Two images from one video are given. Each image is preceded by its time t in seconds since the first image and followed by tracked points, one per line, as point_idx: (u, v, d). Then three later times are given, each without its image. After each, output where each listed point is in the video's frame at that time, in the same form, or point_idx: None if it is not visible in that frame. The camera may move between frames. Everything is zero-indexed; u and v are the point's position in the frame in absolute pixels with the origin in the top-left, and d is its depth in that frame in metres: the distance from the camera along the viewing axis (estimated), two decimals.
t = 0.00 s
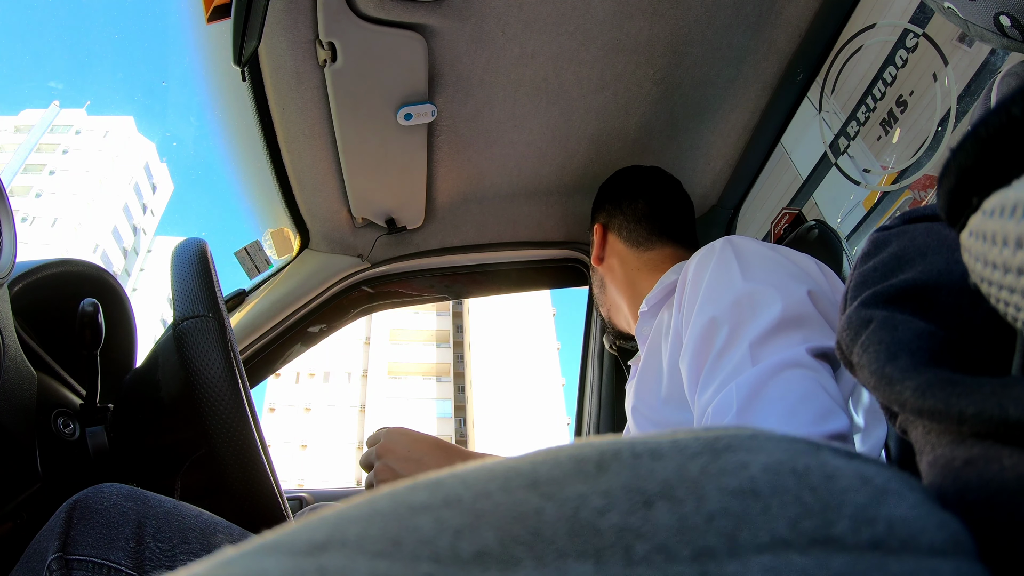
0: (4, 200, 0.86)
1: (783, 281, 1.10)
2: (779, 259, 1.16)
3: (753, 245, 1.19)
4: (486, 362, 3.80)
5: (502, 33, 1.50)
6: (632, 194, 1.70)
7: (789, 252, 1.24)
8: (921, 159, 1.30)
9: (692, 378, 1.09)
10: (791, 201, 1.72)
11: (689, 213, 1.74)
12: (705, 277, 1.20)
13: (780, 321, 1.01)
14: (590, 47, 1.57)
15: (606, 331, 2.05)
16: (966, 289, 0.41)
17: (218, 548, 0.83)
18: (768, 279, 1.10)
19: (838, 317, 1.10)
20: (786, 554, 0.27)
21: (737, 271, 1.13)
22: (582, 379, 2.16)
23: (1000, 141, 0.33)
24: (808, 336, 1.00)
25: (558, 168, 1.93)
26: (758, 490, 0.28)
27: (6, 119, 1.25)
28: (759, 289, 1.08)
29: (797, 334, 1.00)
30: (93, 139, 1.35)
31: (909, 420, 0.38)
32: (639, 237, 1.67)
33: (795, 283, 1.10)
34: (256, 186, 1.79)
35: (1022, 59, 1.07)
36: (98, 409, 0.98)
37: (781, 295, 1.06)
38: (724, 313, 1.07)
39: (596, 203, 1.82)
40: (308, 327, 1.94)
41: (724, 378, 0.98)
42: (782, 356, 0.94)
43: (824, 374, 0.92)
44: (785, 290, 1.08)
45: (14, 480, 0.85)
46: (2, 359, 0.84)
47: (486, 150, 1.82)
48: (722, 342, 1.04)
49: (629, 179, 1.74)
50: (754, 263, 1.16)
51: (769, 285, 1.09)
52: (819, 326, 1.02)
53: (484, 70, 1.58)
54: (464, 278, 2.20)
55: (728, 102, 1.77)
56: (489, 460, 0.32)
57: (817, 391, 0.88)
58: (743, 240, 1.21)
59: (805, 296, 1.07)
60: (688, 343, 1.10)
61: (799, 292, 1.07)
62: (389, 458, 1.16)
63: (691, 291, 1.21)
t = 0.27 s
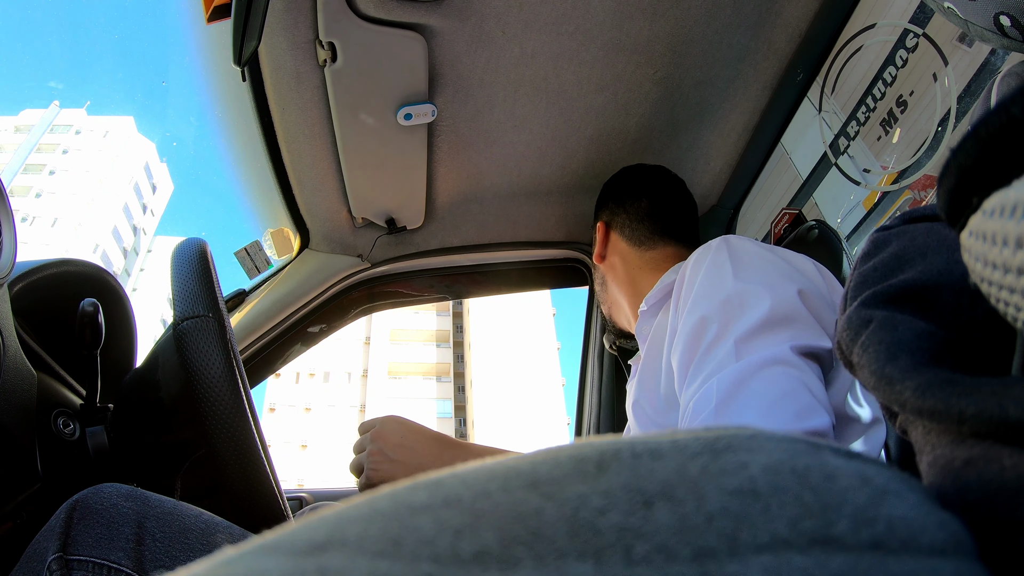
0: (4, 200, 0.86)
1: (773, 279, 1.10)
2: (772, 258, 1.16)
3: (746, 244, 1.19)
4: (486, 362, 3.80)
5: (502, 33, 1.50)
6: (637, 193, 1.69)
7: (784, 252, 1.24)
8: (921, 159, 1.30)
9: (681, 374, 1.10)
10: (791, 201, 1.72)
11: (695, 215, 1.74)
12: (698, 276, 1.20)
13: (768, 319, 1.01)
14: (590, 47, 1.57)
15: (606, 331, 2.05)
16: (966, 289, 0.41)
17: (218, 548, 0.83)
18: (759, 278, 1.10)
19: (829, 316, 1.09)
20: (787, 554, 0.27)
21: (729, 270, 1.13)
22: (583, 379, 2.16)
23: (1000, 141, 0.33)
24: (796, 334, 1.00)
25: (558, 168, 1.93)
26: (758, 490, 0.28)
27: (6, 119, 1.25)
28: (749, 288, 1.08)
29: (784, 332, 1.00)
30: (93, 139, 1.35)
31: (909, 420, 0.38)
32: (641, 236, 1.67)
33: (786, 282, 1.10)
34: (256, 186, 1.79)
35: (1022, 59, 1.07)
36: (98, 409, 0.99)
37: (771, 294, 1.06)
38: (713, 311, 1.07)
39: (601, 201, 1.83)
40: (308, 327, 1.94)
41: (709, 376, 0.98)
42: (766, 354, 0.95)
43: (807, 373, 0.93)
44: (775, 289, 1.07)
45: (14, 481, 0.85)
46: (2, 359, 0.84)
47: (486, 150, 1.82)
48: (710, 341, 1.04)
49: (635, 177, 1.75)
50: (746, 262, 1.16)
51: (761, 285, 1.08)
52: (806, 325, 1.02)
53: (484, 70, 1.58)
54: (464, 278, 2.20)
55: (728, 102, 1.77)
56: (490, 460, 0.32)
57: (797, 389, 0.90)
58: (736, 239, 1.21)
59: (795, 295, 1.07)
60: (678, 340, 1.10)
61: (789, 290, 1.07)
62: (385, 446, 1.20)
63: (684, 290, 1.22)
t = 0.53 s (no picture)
0: (4, 200, 0.86)
1: (743, 280, 1.09)
2: (748, 259, 1.14)
3: (722, 244, 1.17)
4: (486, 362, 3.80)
5: (502, 33, 1.49)
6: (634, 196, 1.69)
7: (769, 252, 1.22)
8: (921, 159, 1.30)
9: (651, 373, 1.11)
10: (791, 201, 1.72)
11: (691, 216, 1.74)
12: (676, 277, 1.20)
13: (728, 320, 1.01)
14: (590, 47, 1.56)
15: (606, 331, 2.05)
16: (966, 289, 0.41)
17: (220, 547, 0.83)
18: (727, 279, 1.09)
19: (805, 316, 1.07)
20: (787, 554, 0.27)
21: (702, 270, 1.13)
22: (583, 379, 2.17)
23: (999, 140, 0.33)
24: (757, 335, 0.99)
25: (558, 168, 1.93)
26: (758, 490, 0.28)
27: (6, 119, 1.26)
28: (715, 291, 1.07)
29: (744, 333, 0.99)
30: (93, 139, 1.36)
31: (909, 421, 0.37)
32: (636, 237, 1.66)
33: (757, 283, 1.09)
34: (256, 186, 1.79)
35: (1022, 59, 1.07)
36: (98, 409, 0.98)
37: (737, 295, 1.05)
38: (680, 311, 1.07)
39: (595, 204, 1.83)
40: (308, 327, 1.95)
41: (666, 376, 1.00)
42: (719, 354, 0.95)
43: (760, 374, 0.92)
44: (742, 290, 1.06)
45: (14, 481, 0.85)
46: (1, 359, 0.84)
47: (486, 150, 1.82)
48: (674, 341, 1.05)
49: (631, 178, 1.75)
50: (721, 262, 1.15)
51: (726, 285, 1.08)
52: (771, 326, 1.00)
53: (484, 70, 1.58)
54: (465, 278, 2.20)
55: (728, 102, 1.77)
56: (490, 459, 0.32)
57: (745, 391, 0.90)
58: (716, 239, 1.19)
59: (763, 296, 1.05)
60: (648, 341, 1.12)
61: (757, 291, 1.06)
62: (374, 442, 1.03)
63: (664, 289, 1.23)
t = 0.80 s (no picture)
0: (4, 200, 0.86)
1: (686, 266, 1.11)
2: (709, 248, 1.16)
3: (690, 237, 1.21)
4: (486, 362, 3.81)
5: (502, 33, 1.49)
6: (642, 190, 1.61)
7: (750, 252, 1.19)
8: (921, 159, 1.30)
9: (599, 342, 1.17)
10: (791, 201, 1.74)
11: (695, 210, 1.67)
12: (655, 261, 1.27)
13: (649, 296, 1.05)
14: (590, 47, 1.56)
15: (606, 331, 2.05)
16: (966, 288, 0.42)
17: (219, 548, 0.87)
18: (672, 265, 1.13)
19: (740, 304, 1.04)
20: (786, 553, 0.27)
21: (663, 253, 1.19)
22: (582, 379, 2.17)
23: (1000, 140, 0.33)
24: (665, 309, 1.00)
25: (558, 168, 1.93)
26: (757, 490, 0.28)
27: (6, 119, 1.29)
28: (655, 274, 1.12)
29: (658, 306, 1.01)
30: (93, 139, 1.36)
31: (909, 421, 0.37)
32: (637, 233, 1.59)
33: (699, 270, 1.10)
34: (256, 186, 1.80)
35: (1021, 60, 1.07)
36: (98, 409, 0.97)
37: (672, 278, 1.08)
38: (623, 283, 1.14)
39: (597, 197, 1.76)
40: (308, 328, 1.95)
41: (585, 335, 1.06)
42: (619, 316, 1.00)
43: (646, 339, 0.94)
44: (677, 274, 1.10)
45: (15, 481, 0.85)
46: (1, 359, 0.84)
47: (486, 150, 1.81)
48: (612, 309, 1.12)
49: (636, 169, 1.68)
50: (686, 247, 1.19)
51: (673, 266, 1.12)
52: (685, 306, 1.02)
53: (484, 70, 1.57)
54: (465, 278, 2.20)
55: (728, 102, 1.77)
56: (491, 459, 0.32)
57: (621, 349, 0.93)
58: (692, 235, 1.23)
59: (693, 278, 1.07)
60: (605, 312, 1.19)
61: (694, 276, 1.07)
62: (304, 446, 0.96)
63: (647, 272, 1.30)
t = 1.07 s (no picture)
0: (4, 200, 0.85)
1: (649, 247, 1.16)
2: (680, 238, 1.20)
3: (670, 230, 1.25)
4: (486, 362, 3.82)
5: (502, 33, 1.49)
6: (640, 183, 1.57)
7: (728, 247, 1.21)
8: (921, 159, 1.30)
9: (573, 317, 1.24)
10: (791, 201, 1.75)
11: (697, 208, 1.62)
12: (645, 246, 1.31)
13: (595, 268, 1.11)
14: (589, 47, 1.56)
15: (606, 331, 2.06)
16: (965, 288, 0.42)
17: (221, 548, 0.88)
18: (636, 246, 1.18)
19: (688, 282, 1.07)
20: (786, 553, 0.27)
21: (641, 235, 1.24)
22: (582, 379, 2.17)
23: (1000, 140, 0.33)
24: (600, 277, 1.06)
25: (558, 168, 1.93)
26: (757, 490, 0.28)
27: (7, 119, 1.30)
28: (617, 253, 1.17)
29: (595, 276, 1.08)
30: (93, 139, 1.37)
31: (909, 421, 0.37)
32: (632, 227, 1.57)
33: (659, 252, 1.15)
34: (256, 185, 1.80)
35: (1021, 60, 1.07)
36: (99, 409, 0.97)
37: (628, 258, 1.13)
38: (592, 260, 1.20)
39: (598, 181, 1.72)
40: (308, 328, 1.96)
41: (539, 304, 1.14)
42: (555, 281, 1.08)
43: (564, 302, 1.02)
44: (636, 253, 1.14)
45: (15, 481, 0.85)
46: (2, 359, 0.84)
47: (486, 150, 1.81)
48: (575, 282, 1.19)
49: (639, 157, 1.62)
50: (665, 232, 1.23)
51: (638, 247, 1.17)
52: (626, 277, 1.07)
53: (484, 70, 1.57)
54: (465, 278, 2.20)
55: (728, 102, 1.77)
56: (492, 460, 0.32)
57: (533, 305, 1.03)
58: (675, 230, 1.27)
59: (645, 258, 1.12)
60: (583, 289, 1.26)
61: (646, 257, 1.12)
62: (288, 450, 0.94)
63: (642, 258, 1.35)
